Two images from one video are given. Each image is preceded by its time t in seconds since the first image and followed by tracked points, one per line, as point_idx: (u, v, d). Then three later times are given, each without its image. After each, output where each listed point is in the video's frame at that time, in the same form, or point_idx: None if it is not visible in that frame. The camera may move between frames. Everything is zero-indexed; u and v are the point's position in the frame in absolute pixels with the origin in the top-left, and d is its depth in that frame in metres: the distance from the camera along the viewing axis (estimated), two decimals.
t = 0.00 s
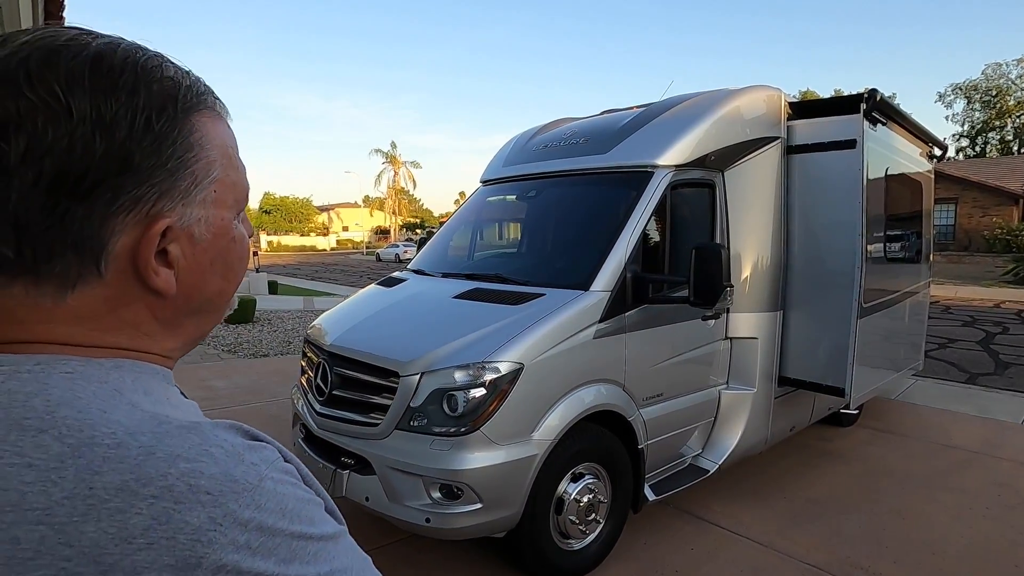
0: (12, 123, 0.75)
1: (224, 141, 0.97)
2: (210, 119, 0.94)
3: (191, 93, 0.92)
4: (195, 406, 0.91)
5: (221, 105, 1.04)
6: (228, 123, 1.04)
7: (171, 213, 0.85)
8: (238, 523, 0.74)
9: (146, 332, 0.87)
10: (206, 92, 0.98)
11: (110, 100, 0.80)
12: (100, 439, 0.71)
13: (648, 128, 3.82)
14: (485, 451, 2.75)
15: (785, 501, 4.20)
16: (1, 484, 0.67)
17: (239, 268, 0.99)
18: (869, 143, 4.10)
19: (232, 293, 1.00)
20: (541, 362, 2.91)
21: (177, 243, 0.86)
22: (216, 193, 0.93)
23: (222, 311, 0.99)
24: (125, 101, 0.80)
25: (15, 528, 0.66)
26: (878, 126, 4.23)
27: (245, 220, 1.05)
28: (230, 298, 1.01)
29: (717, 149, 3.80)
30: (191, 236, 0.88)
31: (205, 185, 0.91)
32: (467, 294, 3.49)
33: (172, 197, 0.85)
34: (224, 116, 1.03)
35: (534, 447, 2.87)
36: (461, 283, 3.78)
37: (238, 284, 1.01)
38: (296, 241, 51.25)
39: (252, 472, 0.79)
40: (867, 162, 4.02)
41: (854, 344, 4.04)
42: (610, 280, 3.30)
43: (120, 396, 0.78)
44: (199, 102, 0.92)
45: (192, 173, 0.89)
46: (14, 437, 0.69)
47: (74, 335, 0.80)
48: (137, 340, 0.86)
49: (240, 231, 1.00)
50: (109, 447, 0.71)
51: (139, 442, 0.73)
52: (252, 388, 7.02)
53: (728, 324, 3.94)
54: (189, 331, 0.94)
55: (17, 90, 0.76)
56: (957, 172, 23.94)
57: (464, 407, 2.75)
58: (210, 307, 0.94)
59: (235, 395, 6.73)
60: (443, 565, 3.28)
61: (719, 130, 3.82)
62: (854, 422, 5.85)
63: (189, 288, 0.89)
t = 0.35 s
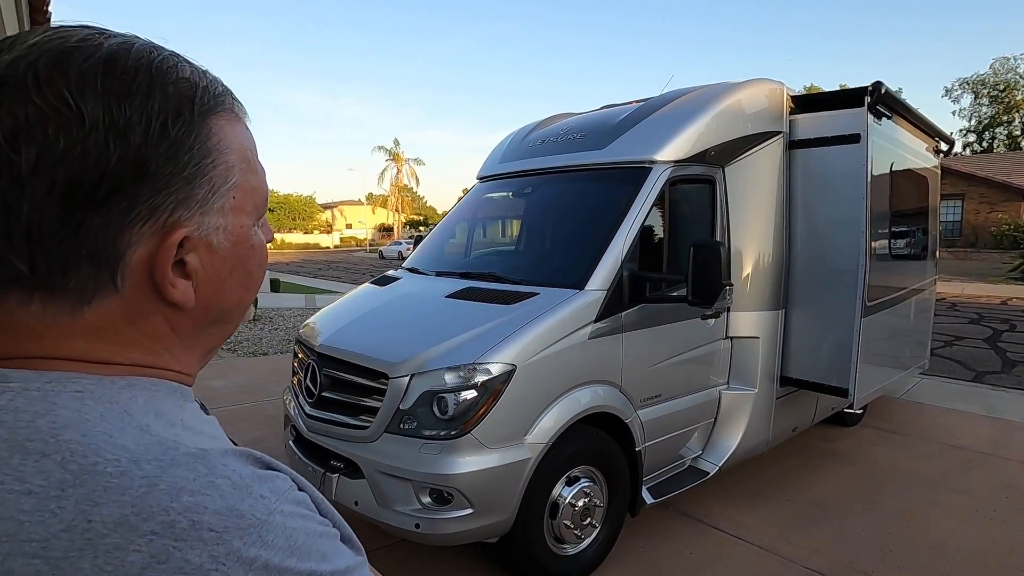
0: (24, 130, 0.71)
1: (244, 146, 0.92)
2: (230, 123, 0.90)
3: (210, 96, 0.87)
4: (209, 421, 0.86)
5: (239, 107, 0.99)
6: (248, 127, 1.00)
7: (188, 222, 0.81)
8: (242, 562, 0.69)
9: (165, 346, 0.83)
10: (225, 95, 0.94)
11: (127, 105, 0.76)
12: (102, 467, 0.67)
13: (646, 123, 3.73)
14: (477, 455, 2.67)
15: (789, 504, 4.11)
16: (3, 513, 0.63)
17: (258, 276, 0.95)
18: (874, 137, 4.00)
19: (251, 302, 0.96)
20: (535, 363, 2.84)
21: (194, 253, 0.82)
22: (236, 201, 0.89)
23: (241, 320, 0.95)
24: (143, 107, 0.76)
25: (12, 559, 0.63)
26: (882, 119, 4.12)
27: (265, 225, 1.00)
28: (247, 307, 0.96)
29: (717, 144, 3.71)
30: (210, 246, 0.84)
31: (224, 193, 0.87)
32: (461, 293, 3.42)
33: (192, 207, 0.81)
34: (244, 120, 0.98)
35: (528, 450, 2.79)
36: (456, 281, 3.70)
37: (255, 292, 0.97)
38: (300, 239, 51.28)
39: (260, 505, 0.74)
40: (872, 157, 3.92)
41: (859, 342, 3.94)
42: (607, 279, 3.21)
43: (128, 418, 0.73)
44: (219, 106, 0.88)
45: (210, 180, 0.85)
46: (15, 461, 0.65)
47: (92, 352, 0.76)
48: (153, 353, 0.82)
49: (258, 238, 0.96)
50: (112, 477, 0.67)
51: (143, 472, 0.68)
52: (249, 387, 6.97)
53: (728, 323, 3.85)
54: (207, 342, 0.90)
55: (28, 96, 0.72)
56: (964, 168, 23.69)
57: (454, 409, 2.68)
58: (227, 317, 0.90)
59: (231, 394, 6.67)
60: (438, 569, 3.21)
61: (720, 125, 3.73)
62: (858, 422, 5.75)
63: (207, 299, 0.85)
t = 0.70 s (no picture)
0: None
1: (164, 147, 0.84)
2: (142, 122, 0.82)
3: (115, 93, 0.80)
4: (119, 447, 0.76)
5: (168, 109, 0.92)
6: (179, 131, 0.92)
7: (83, 231, 0.73)
8: None
9: (67, 369, 0.76)
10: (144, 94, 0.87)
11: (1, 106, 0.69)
12: None
13: (650, 117, 3.62)
14: (473, 460, 2.59)
15: (795, 508, 4.01)
16: None
17: (188, 291, 0.86)
18: (887, 130, 3.88)
19: (184, 319, 0.88)
20: (534, 366, 2.75)
21: (97, 267, 0.74)
22: (149, 207, 0.80)
23: (172, 338, 0.86)
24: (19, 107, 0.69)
25: None
26: (896, 112, 4.00)
27: (200, 234, 0.92)
28: (180, 324, 0.87)
29: (724, 138, 3.61)
30: (114, 258, 0.76)
31: (131, 201, 0.79)
32: (459, 292, 3.33)
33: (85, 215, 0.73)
34: (173, 121, 0.91)
35: (526, 455, 2.71)
36: (454, 281, 3.62)
37: (188, 306, 0.87)
38: (306, 236, 51.34)
39: None
40: (884, 151, 3.79)
41: (870, 343, 3.83)
42: (608, 278, 3.12)
43: None
44: (125, 104, 0.80)
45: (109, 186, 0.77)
46: None
47: None
48: (54, 375, 0.75)
49: (188, 247, 0.87)
50: None
51: None
52: (251, 386, 6.92)
53: (735, 323, 3.75)
54: (130, 365, 0.82)
55: None
56: (976, 163, 23.39)
57: (449, 412, 2.60)
58: (149, 336, 0.82)
59: (232, 393, 6.62)
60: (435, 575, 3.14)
61: (726, 119, 3.62)
62: (868, 423, 5.64)
63: (119, 318, 0.77)
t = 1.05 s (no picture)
0: None
1: (118, 143, 0.83)
2: (91, 117, 0.81)
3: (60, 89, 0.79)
4: (70, 460, 0.76)
5: (129, 102, 0.91)
6: (141, 124, 0.91)
7: (31, 231, 0.72)
8: None
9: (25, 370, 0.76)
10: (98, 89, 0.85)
11: None
12: None
13: (668, 114, 3.55)
14: (489, 464, 2.54)
15: (816, 514, 3.93)
16: None
17: (158, 289, 0.84)
18: (915, 126, 3.76)
19: (156, 318, 0.85)
20: (550, 368, 2.69)
21: (49, 268, 0.72)
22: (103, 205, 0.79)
23: (144, 337, 0.85)
24: None
25: None
26: (924, 107, 3.88)
27: (167, 230, 0.90)
28: (154, 323, 0.85)
29: (744, 135, 3.52)
30: (67, 257, 0.74)
31: (82, 199, 0.78)
32: (474, 292, 3.29)
33: (32, 215, 0.72)
34: (133, 115, 0.89)
35: (542, 458, 2.66)
36: (469, 280, 3.57)
37: (162, 303, 0.85)
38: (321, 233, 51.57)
39: None
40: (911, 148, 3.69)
41: (895, 345, 3.73)
42: (626, 278, 3.05)
43: None
44: (71, 100, 0.79)
45: (58, 185, 0.76)
46: None
47: None
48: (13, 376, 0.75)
49: (155, 244, 0.85)
50: None
51: None
52: (266, 384, 6.91)
53: (755, 324, 3.67)
54: (96, 363, 0.81)
55: None
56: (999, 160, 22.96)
57: (465, 415, 2.55)
58: (116, 335, 0.80)
59: (247, 391, 6.61)
60: None
61: (746, 115, 3.54)
62: (891, 425, 5.52)
63: (78, 317, 0.75)
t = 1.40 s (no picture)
0: None
1: (150, 147, 0.83)
2: (125, 121, 0.81)
3: (94, 92, 0.79)
4: (80, 446, 0.77)
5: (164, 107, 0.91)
6: (177, 130, 0.92)
7: (57, 229, 0.72)
8: None
9: (51, 364, 0.77)
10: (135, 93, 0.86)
11: None
12: None
13: (689, 109, 3.52)
14: (510, 461, 2.53)
15: (838, 514, 3.89)
16: None
17: (181, 291, 0.84)
18: (942, 120, 3.71)
19: (179, 320, 0.86)
20: (572, 365, 2.68)
21: (73, 264, 0.73)
22: (129, 207, 0.79)
23: (167, 338, 0.85)
24: None
25: None
26: (952, 102, 3.82)
27: (197, 236, 0.90)
28: (177, 325, 0.86)
29: (767, 130, 3.48)
30: (91, 255, 0.75)
31: (109, 199, 0.78)
32: (495, 289, 3.28)
33: (59, 212, 0.73)
34: (169, 121, 0.90)
35: (564, 456, 2.65)
36: (489, 277, 3.57)
37: (184, 306, 0.86)
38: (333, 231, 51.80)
39: None
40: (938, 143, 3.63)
41: (920, 344, 3.68)
42: (648, 275, 3.03)
43: None
44: (104, 103, 0.80)
45: (86, 184, 0.76)
46: None
47: None
48: (40, 369, 0.76)
49: (181, 246, 0.85)
50: None
51: None
52: (284, 379, 6.95)
53: (777, 322, 3.64)
54: (120, 360, 0.82)
55: None
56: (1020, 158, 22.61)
57: (487, 412, 2.55)
58: (139, 334, 0.81)
59: (265, 386, 6.65)
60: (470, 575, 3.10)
61: (769, 110, 3.50)
62: (912, 426, 5.45)
63: (102, 314, 0.76)
